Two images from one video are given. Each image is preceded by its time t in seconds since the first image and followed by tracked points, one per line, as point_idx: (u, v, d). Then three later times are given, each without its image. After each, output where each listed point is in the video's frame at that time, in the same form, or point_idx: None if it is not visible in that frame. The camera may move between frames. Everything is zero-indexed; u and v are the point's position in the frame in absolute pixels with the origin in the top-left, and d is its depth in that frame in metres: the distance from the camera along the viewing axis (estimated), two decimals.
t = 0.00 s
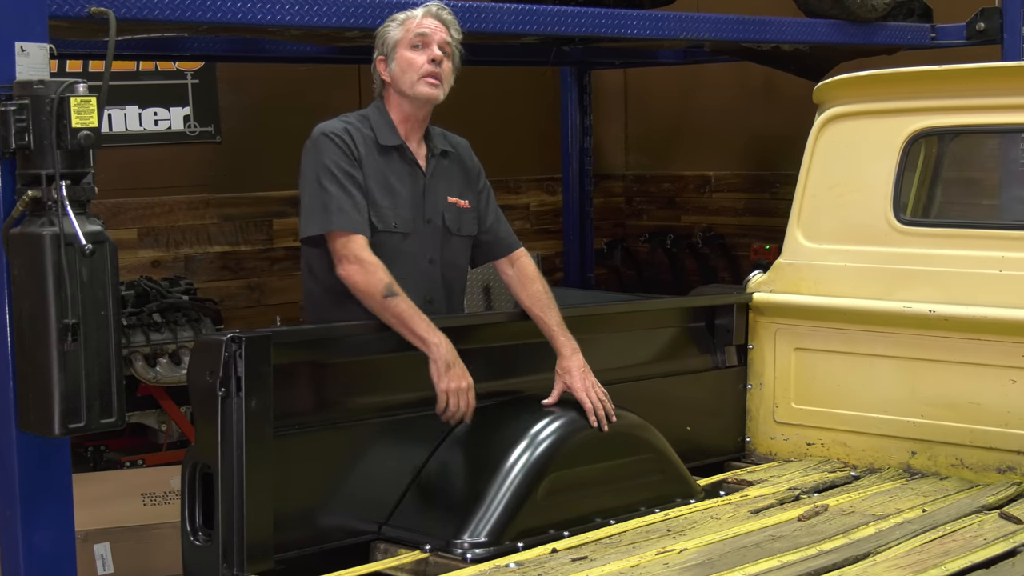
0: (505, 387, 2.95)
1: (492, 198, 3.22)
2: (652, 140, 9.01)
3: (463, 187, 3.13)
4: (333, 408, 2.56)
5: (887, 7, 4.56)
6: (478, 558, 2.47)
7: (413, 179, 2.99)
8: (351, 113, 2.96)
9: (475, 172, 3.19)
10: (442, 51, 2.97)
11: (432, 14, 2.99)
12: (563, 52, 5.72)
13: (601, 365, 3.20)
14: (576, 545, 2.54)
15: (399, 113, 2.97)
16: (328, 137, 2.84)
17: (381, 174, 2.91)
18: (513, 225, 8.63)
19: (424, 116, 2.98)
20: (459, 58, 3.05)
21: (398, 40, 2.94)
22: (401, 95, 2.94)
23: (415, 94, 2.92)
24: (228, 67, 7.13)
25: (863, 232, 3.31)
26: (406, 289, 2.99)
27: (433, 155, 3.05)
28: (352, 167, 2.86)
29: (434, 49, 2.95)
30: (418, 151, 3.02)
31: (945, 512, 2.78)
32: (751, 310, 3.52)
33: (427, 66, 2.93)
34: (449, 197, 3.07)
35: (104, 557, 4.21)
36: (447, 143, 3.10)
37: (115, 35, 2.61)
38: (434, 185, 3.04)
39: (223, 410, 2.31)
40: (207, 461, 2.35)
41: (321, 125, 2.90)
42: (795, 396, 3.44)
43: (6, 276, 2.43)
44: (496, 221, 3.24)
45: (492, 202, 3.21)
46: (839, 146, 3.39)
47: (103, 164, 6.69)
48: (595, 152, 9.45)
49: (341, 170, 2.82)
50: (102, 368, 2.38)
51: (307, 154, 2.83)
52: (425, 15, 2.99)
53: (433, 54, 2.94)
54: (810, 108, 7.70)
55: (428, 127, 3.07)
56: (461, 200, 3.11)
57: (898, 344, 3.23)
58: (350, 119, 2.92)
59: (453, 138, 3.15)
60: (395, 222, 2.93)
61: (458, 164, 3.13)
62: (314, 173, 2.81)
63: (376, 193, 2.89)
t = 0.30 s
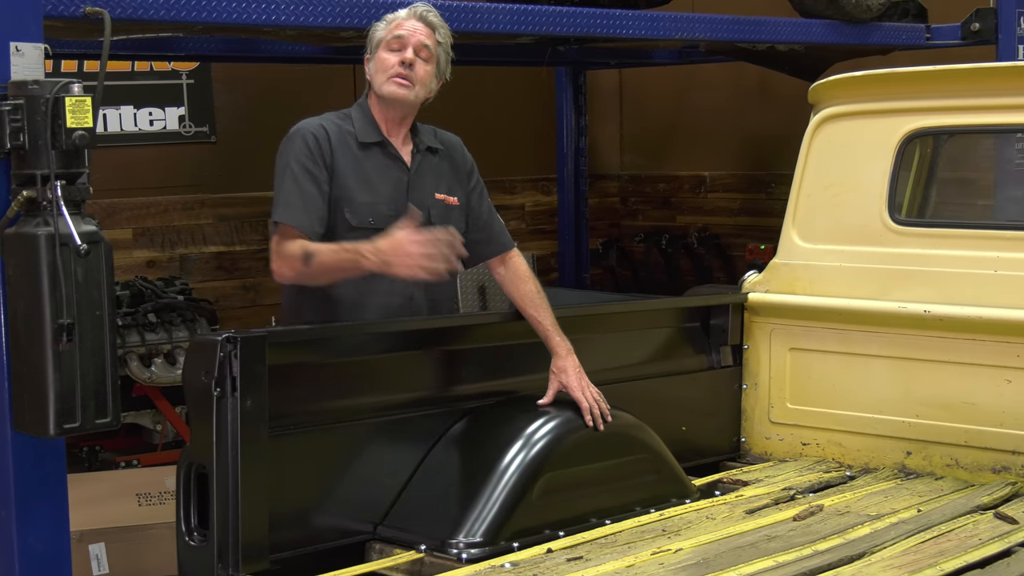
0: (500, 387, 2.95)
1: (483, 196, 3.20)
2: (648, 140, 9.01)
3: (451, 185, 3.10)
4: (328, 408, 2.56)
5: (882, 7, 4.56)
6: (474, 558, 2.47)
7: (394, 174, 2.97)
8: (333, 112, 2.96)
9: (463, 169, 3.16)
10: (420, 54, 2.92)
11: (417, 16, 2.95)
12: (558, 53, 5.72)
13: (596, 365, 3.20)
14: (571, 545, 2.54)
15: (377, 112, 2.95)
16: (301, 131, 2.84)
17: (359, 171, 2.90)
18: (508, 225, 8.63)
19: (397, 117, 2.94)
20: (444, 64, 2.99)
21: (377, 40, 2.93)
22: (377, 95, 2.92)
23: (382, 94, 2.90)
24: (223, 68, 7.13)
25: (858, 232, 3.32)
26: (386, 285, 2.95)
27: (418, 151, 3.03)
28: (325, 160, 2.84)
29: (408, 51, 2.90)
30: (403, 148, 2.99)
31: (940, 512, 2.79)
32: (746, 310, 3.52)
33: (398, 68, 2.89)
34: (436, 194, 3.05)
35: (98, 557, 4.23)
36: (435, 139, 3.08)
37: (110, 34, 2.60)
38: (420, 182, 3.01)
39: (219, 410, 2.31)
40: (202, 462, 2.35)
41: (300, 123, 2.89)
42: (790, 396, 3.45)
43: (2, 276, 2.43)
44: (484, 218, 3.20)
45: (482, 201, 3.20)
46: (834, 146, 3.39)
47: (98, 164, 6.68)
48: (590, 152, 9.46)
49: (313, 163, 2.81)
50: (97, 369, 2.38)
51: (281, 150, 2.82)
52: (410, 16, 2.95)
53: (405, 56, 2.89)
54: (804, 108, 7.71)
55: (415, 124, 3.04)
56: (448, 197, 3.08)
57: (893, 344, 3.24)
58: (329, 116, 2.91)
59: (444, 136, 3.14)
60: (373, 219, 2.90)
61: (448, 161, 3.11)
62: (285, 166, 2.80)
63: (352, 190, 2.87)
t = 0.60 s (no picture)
0: (498, 387, 2.95)
1: (480, 202, 3.15)
2: (646, 140, 9.01)
3: (445, 190, 3.04)
4: (327, 408, 2.56)
5: (880, 7, 4.57)
6: (472, 558, 2.47)
7: (380, 177, 2.93)
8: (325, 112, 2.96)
9: (462, 174, 3.10)
10: (412, 58, 2.89)
11: (412, 18, 2.92)
12: (556, 53, 5.72)
13: (594, 366, 3.20)
14: (570, 545, 2.54)
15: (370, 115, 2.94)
16: (283, 130, 2.86)
17: (340, 173, 2.88)
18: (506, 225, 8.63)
19: (389, 123, 2.92)
20: (437, 66, 2.96)
21: (371, 43, 2.90)
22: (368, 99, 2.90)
23: (373, 100, 2.88)
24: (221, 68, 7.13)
25: (856, 232, 3.32)
26: (367, 289, 2.92)
27: (410, 155, 2.98)
28: (302, 160, 2.85)
29: (401, 55, 2.87)
30: (392, 152, 2.96)
31: (939, 512, 2.79)
32: (744, 311, 3.53)
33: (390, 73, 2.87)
34: (425, 199, 2.99)
35: (96, 558, 4.23)
36: (432, 143, 3.03)
37: (109, 34, 2.60)
38: (407, 186, 2.96)
39: (217, 410, 2.31)
40: (201, 462, 2.35)
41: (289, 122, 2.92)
42: (789, 396, 3.45)
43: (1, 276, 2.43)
44: (482, 225, 3.15)
45: (479, 209, 3.15)
46: (832, 146, 3.39)
47: (95, 164, 6.68)
48: (588, 152, 9.46)
49: (289, 162, 2.82)
50: (95, 369, 2.37)
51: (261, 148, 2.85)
52: (405, 17, 2.92)
53: (397, 61, 2.86)
54: (802, 109, 7.71)
55: (410, 125, 3.00)
56: (439, 203, 3.02)
57: (891, 344, 3.24)
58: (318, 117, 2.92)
59: (444, 139, 3.08)
60: (350, 221, 2.88)
61: (444, 165, 3.05)
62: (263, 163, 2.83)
63: (329, 191, 2.86)
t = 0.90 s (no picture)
0: (500, 387, 2.95)
1: (477, 205, 3.14)
2: (647, 140, 9.01)
3: (441, 194, 3.02)
4: (329, 408, 2.56)
5: (882, 7, 4.56)
6: (474, 558, 2.47)
7: (373, 185, 2.91)
8: (320, 115, 2.93)
9: (457, 176, 3.07)
10: (410, 59, 2.86)
11: (408, 18, 2.88)
12: (558, 53, 5.72)
13: (596, 365, 3.20)
14: (572, 545, 2.54)
15: (366, 117, 2.91)
16: (275, 137, 2.83)
17: (332, 181, 2.86)
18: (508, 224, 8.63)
19: (385, 125, 2.89)
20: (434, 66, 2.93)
21: (367, 44, 2.87)
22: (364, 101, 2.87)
23: (371, 103, 2.85)
24: (224, 68, 7.13)
25: (858, 232, 3.32)
26: (359, 296, 2.92)
27: (404, 161, 2.95)
28: (293, 168, 2.83)
29: (398, 57, 2.84)
30: (386, 157, 2.93)
31: (941, 512, 2.79)
32: (746, 310, 3.52)
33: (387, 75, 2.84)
34: (419, 205, 2.96)
35: (98, 558, 4.24)
36: (427, 146, 2.99)
37: (111, 34, 2.60)
38: (401, 193, 2.94)
39: (219, 409, 2.31)
40: (203, 462, 2.36)
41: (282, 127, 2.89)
42: (791, 396, 3.45)
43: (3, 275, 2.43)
44: (479, 228, 3.14)
45: (475, 212, 3.13)
46: (834, 146, 3.39)
47: (97, 164, 6.68)
48: (590, 151, 9.46)
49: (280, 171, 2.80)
50: (97, 368, 2.37)
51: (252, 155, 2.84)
52: (400, 18, 2.88)
53: (394, 64, 2.83)
54: (804, 108, 7.71)
55: (406, 127, 2.97)
56: (434, 208, 2.99)
57: (893, 344, 3.24)
58: (311, 122, 2.89)
59: (440, 141, 3.04)
60: (342, 230, 2.87)
61: (439, 168, 3.02)
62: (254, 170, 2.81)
63: (321, 200, 2.85)
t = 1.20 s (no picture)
0: (501, 387, 2.95)
1: (470, 201, 3.13)
2: (650, 140, 9.01)
3: (437, 195, 3.02)
4: (331, 407, 2.56)
5: (885, 7, 4.56)
6: (476, 558, 2.47)
7: (372, 188, 2.91)
8: (314, 117, 2.92)
9: (452, 174, 3.07)
10: (412, 59, 2.87)
11: (407, 18, 2.89)
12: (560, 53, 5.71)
13: (598, 365, 3.20)
14: (574, 545, 2.54)
15: (363, 119, 2.91)
16: (272, 142, 2.81)
17: (331, 187, 2.86)
18: (510, 224, 8.63)
19: (387, 127, 2.89)
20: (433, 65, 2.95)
21: (367, 45, 2.86)
22: (366, 103, 2.86)
23: (376, 105, 2.85)
24: (226, 68, 7.13)
25: (860, 232, 3.32)
26: (360, 300, 2.92)
27: (401, 163, 2.94)
28: (293, 174, 2.82)
29: (401, 58, 2.85)
30: (383, 159, 2.93)
31: (943, 512, 2.79)
32: (749, 310, 3.52)
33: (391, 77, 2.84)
34: (417, 206, 2.97)
35: (101, 556, 4.21)
36: (422, 147, 2.99)
37: (114, 33, 2.60)
38: (399, 195, 2.94)
39: (221, 408, 2.31)
40: (205, 461, 2.36)
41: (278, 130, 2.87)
42: (793, 396, 3.45)
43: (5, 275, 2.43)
44: (473, 225, 3.14)
45: (468, 208, 3.13)
46: (836, 146, 3.39)
47: (100, 163, 6.69)
48: (592, 151, 9.45)
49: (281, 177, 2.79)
50: (100, 368, 2.38)
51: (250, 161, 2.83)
52: (399, 18, 2.89)
53: (398, 64, 2.84)
54: (807, 108, 7.71)
55: (401, 129, 2.96)
56: (431, 208, 3.00)
57: (895, 344, 3.23)
58: (307, 125, 2.87)
59: (433, 140, 3.04)
60: (343, 236, 2.87)
61: (433, 168, 3.02)
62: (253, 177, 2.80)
63: (321, 206, 2.84)
